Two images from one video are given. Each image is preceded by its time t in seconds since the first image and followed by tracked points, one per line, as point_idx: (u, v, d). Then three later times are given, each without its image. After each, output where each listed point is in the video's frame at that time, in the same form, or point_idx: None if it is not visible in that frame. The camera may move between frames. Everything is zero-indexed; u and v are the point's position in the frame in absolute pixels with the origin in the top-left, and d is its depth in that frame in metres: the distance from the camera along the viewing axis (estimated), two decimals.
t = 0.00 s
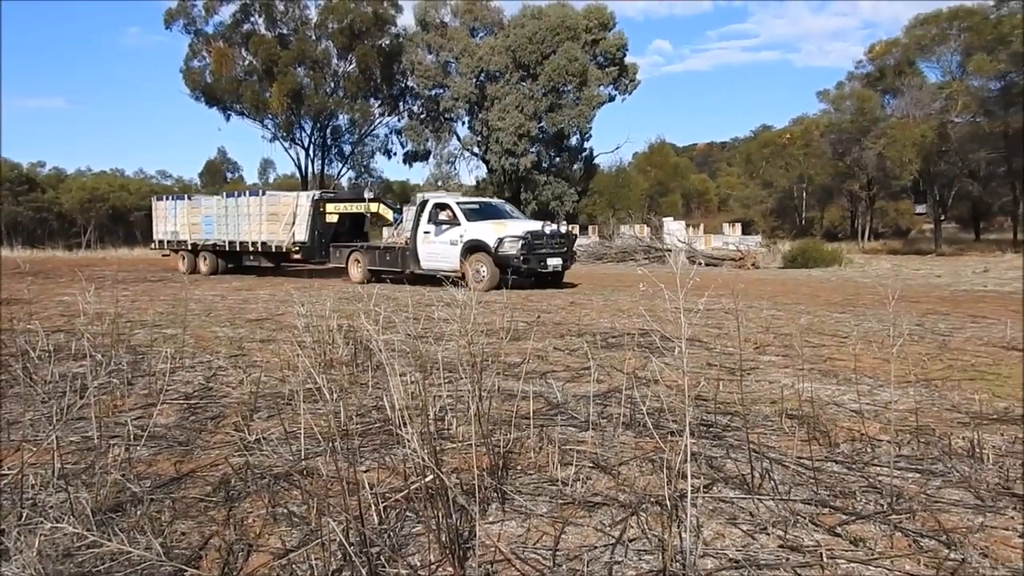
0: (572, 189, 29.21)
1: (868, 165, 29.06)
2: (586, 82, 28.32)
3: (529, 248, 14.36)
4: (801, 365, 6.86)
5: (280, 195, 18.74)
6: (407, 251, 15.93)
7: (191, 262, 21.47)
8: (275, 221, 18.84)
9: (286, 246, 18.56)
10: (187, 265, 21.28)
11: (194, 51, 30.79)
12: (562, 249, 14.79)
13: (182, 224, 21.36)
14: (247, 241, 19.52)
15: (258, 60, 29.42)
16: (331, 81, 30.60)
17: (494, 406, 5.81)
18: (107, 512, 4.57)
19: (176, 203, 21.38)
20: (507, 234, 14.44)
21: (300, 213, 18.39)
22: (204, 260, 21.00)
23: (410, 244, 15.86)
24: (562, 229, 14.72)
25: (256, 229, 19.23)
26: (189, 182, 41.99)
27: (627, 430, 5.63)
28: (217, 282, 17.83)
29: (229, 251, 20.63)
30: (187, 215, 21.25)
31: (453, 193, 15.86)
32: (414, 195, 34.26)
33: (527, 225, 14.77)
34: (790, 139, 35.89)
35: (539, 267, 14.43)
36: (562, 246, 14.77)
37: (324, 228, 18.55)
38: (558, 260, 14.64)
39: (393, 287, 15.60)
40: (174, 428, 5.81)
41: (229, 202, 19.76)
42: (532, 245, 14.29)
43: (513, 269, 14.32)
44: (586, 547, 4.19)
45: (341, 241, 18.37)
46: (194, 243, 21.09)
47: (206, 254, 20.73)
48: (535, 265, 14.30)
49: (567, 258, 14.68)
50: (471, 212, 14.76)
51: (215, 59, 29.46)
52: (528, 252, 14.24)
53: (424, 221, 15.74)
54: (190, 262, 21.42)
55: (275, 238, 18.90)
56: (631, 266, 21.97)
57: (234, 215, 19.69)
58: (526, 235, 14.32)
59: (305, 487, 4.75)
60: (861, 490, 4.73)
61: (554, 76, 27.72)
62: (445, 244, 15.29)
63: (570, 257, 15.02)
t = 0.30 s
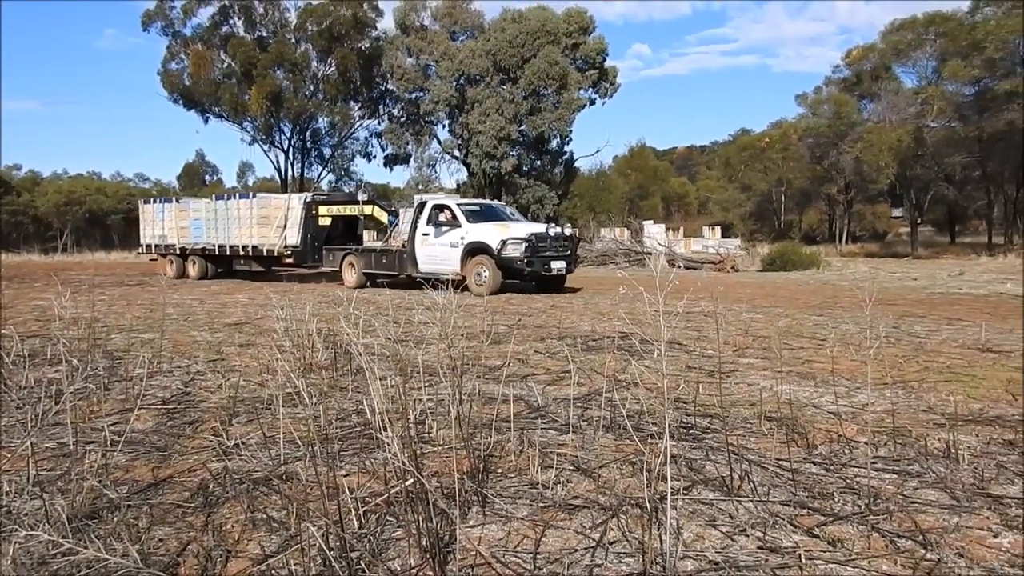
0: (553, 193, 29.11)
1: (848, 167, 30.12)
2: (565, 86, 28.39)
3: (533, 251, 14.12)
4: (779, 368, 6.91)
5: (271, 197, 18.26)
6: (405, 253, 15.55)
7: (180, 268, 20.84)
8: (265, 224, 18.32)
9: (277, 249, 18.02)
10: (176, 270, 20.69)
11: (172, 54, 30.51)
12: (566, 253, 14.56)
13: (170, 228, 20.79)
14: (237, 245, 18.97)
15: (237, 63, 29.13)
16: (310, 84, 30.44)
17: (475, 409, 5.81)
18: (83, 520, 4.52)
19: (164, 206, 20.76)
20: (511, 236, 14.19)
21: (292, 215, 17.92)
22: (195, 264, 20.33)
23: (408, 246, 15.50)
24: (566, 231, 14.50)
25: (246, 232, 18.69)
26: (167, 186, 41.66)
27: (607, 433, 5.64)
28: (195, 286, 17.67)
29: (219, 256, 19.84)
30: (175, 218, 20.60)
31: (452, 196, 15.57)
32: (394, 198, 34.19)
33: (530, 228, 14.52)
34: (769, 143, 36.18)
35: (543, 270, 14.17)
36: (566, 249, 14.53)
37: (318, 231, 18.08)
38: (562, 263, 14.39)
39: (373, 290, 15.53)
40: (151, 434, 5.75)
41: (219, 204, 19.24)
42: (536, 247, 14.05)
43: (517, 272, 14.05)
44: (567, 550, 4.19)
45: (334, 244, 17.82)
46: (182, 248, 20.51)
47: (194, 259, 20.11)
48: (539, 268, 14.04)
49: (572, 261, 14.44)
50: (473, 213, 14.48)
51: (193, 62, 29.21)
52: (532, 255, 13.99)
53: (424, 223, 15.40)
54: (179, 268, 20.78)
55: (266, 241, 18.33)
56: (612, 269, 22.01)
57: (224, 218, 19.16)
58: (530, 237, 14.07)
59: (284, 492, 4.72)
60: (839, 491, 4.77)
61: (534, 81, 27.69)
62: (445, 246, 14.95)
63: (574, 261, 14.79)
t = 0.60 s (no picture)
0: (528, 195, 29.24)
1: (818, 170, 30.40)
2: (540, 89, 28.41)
3: (536, 253, 13.77)
4: (753, 370, 6.98)
5: (260, 198, 17.33)
6: (401, 257, 15.07)
7: (165, 272, 19.84)
8: (253, 226, 17.36)
9: (265, 253, 17.10)
10: (160, 274, 19.74)
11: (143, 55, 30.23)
12: (569, 255, 14.22)
13: (153, 230, 19.79)
14: (222, 248, 17.98)
15: (209, 65, 28.92)
16: (284, 86, 30.23)
17: (450, 412, 5.80)
18: (52, 527, 4.45)
19: (148, 207, 19.79)
20: (513, 239, 13.83)
21: (281, 217, 17.03)
22: (179, 267, 19.36)
23: (404, 249, 15.02)
24: (568, 233, 14.15)
25: (232, 235, 17.71)
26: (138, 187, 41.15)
27: (582, 436, 5.66)
28: (168, 289, 17.46)
29: (205, 260, 18.85)
30: (159, 221, 19.64)
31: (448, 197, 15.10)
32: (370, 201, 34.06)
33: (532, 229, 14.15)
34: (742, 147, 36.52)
35: (546, 274, 13.82)
36: (569, 251, 14.18)
37: (308, 234, 17.24)
38: (565, 266, 14.04)
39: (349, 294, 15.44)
40: (122, 439, 5.68)
41: (205, 205, 18.27)
42: (539, 249, 13.70)
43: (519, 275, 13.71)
44: (542, 553, 4.20)
45: (325, 247, 17.21)
46: (166, 251, 19.48)
47: (180, 261, 19.14)
48: (542, 271, 13.69)
49: (575, 264, 14.09)
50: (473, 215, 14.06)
51: (166, 64, 28.96)
52: (535, 258, 13.64)
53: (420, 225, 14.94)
54: (163, 271, 19.79)
55: (253, 244, 17.34)
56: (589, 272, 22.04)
57: (210, 220, 18.18)
58: (533, 239, 13.72)
59: (257, 497, 4.68)
60: (811, 491, 4.82)
61: (509, 84, 27.72)
62: (443, 249, 14.52)
63: (576, 263, 14.45)
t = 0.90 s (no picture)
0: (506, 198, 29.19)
1: (793, 172, 30.63)
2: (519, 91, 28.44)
3: (540, 255, 13.47)
4: (731, 370, 7.03)
5: (250, 199, 17.03)
6: (399, 259, 14.78)
7: (152, 274, 19.60)
8: (243, 228, 17.06)
9: (256, 255, 16.82)
10: (147, 277, 19.50)
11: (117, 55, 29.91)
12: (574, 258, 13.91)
13: (140, 232, 19.45)
14: (212, 250, 17.67)
15: (184, 65, 28.69)
16: (261, 87, 30.03)
17: (427, 415, 5.80)
18: (23, 533, 4.39)
19: (134, 208, 19.43)
20: (516, 240, 13.58)
21: (272, 219, 16.75)
22: (166, 270, 19.02)
23: (403, 251, 14.73)
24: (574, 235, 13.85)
25: (222, 236, 17.40)
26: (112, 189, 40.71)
27: (560, 437, 5.67)
28: (145, 292, 17.30)
29: (193, 262, 18.60)
30: (146, 222, 19.28)
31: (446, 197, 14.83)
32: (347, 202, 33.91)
33: (536, 231, 13.86)
34: (719, 149, 36.79)
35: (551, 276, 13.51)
36: (574, 254, 13.87)
37: (300, 236, 16.92)
38: (570, 268, 13.73)
39: (327, 296, 15.36)
40: (96, 443, 5.63)
41: (193, 207, 17.95)
42: (543, 251, 13.40)
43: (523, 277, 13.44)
44: (520, 555, 4.20)
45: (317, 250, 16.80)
46: (154, 253, 19.20)
47: (167, 264, 18.86)
48: (546, 273, 13.39)
49: (580, 266, 13.76)
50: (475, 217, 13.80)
51: (140, 64, 28.66)
52: (539, 260, 13.35)
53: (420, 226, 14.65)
54: (150, 273, 19.56)
55: (244, 246, 17.05)
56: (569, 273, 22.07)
57: (198, 222, 17.86)
58: (537, 241, 13.44)
59: (234, 501, 4.63)
60: (788, 491, 4.86)
61: (488, 86, 27.82)
62: (444, 251, 14.25)
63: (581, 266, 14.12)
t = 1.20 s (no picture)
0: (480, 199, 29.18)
1: (767, 174, 30.90)
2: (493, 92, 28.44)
3: (547, 257, 13.06)
4: (703, 370, 7.09)
5: (239, 199, 16.73)
6: (398, 260, 14.47)
7: (135, 277, 19.26)
8: (232, 229, 16.76)
9: (246, 256, 16.57)
10: (131, 279, 19.14)
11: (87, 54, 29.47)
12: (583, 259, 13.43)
13: (123, 233, 19.09)
14: (198, 251, 17.36)
15: (155, 65, 28.36)
16: (233, 87, 29.76)
17: (402, 417, 5.79)
18: None
19: (117, 208, 19.07)
20: (521, 242, 13.20)
21: (262, 219, 16.45)
22: (151, 271, 18.72)
23: (403, 252, 14.44)
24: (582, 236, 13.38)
25: (209, 237, 17.09)
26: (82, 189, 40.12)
27: (535, 438, 5.69)
28: (117, 294, 17.08)
29: (179, 264, 18.28)
30: (130, 222, 18.94)
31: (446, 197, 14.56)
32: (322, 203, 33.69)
33: (543, 232, 13.43)
34: (693, 151, 37.06)
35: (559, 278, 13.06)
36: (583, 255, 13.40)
37: (291, 236, 16.77)
38: (579, 270, 13.29)
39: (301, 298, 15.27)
40: (65, 448, 5.55)
41: (180, 207, 17.65)
42: (550, 252, 12.97)
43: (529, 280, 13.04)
44: (494, 557, 4.20)
45: (308, 251, 16.59)
46: (138, 254, 18.89)
47: (152, 266, 18.54)
48: (553, 276, 12.97)
49: (589, 268, 13.31)
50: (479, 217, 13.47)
51: (110, 63, 28.26)
52: (545, 262, 12.93)
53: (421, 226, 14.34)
54: (134, 276, 19.20)
55: (232, 248, 16.71)
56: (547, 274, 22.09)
57: (185, 222, 17.56)
58: (544, 242, 13.01)
59: (206, 506, 4.59)
60: (760, 490, 4.90)
61: (462, 87, 27.76)
62: (446, 252, 13.93)
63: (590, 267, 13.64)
